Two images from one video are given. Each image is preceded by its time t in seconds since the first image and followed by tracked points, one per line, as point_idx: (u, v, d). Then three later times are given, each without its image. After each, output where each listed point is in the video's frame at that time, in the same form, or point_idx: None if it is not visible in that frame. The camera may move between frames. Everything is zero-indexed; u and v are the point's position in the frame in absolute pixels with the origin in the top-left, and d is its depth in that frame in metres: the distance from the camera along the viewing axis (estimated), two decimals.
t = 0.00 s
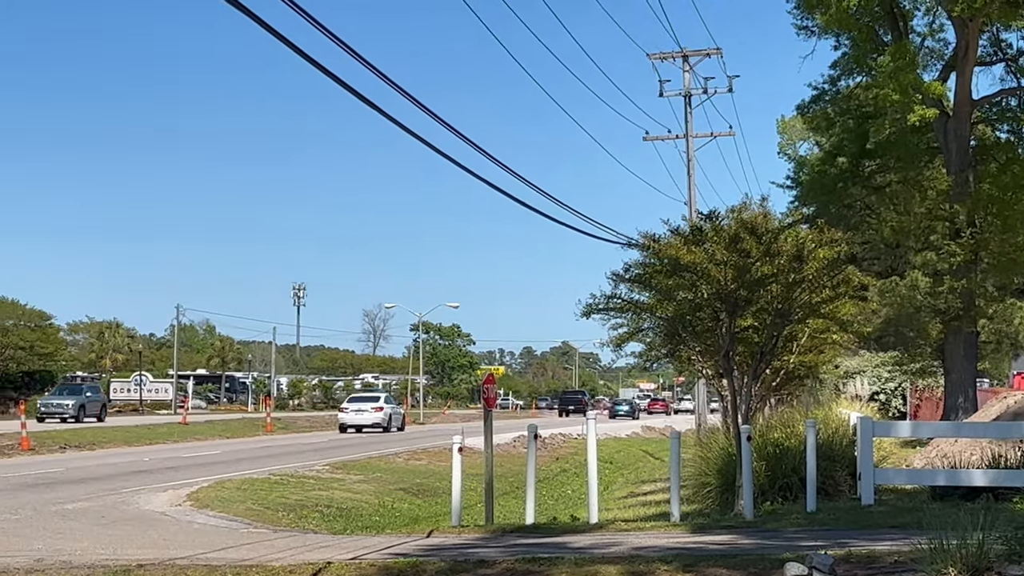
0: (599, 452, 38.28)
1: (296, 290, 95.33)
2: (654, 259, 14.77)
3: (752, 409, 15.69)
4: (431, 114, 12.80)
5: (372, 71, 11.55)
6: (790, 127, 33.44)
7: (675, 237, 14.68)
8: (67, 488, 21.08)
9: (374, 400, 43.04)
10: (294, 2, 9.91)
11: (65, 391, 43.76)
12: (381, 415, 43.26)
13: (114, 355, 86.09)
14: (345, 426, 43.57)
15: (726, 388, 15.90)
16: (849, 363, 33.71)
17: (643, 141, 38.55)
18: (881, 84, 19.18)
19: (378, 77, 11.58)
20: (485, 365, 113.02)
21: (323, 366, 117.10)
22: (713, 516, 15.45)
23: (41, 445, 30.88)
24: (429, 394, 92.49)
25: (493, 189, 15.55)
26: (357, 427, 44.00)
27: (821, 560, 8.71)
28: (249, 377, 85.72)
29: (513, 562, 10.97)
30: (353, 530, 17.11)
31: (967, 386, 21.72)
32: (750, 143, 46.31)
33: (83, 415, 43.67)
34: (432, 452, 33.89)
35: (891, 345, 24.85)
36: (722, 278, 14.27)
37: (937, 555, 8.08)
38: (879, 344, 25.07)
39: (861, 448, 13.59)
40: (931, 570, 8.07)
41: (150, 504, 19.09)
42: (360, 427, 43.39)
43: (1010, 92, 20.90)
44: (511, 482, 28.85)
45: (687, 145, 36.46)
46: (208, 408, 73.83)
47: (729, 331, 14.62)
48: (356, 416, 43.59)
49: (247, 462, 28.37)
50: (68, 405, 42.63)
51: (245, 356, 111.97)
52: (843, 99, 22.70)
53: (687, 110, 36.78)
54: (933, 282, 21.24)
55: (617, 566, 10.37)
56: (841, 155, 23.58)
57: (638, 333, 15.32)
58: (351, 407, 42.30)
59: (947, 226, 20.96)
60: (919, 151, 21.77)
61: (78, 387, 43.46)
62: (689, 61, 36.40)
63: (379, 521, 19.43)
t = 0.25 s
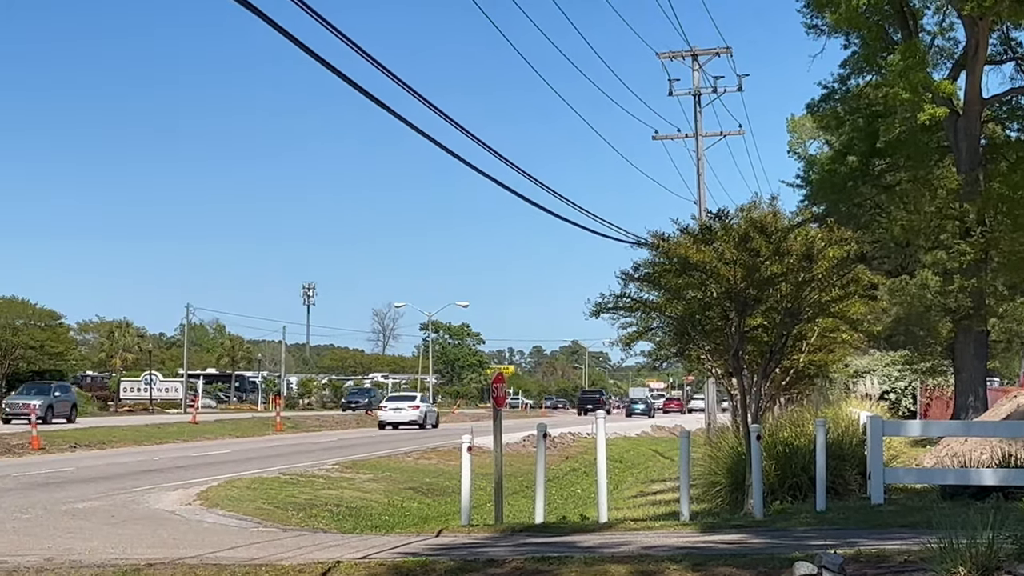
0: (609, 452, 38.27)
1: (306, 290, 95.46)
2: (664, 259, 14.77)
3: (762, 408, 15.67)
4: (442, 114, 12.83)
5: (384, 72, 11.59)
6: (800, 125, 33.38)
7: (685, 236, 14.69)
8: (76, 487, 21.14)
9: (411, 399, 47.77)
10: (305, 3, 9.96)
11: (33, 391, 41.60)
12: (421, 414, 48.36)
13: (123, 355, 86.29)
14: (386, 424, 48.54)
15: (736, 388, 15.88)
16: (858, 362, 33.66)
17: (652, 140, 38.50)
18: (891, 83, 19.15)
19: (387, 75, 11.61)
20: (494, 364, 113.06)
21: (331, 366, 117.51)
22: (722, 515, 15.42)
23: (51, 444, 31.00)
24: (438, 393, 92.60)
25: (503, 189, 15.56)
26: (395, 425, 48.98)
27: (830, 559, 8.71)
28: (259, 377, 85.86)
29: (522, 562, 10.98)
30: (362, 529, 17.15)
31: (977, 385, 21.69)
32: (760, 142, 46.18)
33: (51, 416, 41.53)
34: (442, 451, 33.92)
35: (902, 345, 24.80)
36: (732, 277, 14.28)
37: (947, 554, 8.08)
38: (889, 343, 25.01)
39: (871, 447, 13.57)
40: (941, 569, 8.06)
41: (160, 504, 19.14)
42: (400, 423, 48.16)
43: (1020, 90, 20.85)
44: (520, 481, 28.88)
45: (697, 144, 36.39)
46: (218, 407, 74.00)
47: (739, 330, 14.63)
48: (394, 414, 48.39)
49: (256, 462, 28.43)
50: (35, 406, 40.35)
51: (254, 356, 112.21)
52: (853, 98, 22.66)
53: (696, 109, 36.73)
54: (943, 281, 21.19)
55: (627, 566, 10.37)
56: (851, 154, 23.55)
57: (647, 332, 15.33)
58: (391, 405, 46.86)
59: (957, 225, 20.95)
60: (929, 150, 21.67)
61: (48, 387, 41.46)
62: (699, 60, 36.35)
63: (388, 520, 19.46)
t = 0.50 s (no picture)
0: (612, 450, 38.33)
1: (309, 288, 95.60)
2: (666, 257, 14.77)
3: (764, 406, 15.67)
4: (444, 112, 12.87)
5: (387, 71, 11.64)
6: (802, 123, 33.39)
7: (687, 234, 14.70)
8: (79, 486, 21.19)
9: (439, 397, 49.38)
10: (306, 0, 10.00)
11: None
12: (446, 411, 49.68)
13: (126, 354, 86.40)
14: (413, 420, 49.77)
15: (738, 386, 15.88)
16: (861, 360, 33.69)
17: (655, 138, 38.52)
18: (894, 82, 19.16)
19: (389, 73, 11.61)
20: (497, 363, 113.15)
21: (334, 364, 117.72)
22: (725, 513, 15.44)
23: (55, 442, 31.08)
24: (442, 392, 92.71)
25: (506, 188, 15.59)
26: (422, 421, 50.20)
27: (833, 557, 8.72)
28: (262, 375, 85.95)
29: (524, 560, 11.00)
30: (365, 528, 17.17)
31: (980, 384, 21.71)
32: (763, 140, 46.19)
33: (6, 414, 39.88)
34: (445, 449, 33.98)
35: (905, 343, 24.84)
36: (734, 275, 14.28)
37: (949, 552, 8.08)
38: (892, 342, 25.06)
39: (874, 446, 13.57)
40: (943, 568, 8.05)
41: (163, 502, 19.17)
42: (426, 420, 49.64)
43: None
44: (523, 479, 28.94)
45: (701, 142, 36.39)
46: (221, 406, 74.12)
47: (742, 328, 14.63)
48: (422, 412, 49.64)
49: (259, 460, 28.48)
50: None
51: (258, 354, 112.43)
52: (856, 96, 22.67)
53: (699, 107, 36.73)
54: (946, 279, 21.19)
55: (629, 564, 10.39)
56: (854, 152, 23.56)
57: (650, 330, 15.34)
58: (419, 404, 48.39)
59: (960, 223, 20.81)
60: (932, 148, 21.54)
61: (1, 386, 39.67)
62: (701, 59, 36.35)
63: (390, 518, 19.50)
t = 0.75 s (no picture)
0: (609, 448, 38.36)
1: (306, 287, 95.54)
2: (663, 255, 14.76)
3: (761, 404, 15.66)
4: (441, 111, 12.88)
5: (383, 69, 11.61)
6: (799, 122, 33.40)
7: (684, 233, 14.69)
8: (75, 484, 21.16)
9: (458, 395, 50.96)
10: None
11: None
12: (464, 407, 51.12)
13: (123, 352, 86.35)
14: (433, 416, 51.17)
15: (735, 384, 15.86)
16: (858, 358, 33.73)
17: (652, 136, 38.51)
18: (891, 80, 19.17)
19: (385, 71, 11.56)
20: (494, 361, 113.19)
21: (331, 362, 117.80)
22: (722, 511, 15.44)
23: (51, 440, 31.04)
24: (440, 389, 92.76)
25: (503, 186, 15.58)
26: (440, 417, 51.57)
27: (829, 555, 8.72)
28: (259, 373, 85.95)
29: (520, 558, 10.99)
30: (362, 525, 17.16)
31: (977, 381, 21.74)
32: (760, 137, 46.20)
33: None
34: (442, 447, 33.98)
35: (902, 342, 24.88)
36: (731, 273, 14.29)
37: (945, 550, 8.07)
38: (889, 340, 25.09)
39: (870, 444, 13.57)
40: (939, 565, 8.04)
41: (159, 500, 19.15)
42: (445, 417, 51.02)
43: (1020, 86, 20.82)
44: (521, 477, 28.96)
45: (698, 140, 36.36)
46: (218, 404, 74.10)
47: (738, 326, 14.62)
48: (441, 409, 51.01)
49: (256, 458, 28.46)
50: None
51: (254, 352, 112.34)
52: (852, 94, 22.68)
53: (696, 106, 36.71)
54: (943, 278, 21.21)
55: (626, 562, 10.38)
56: (851, 150, 23.58)
57: (647, 328, 15.33)
58: (439, 401, 49.61)
59: (957, 221, 20.81)
60: (929, 145, 21.48)
61: None
62: (698, 57, 36.33)
63: (387, 516, 19.49)
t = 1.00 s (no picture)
0: (602, 445, 38.41)
1: (300, 284, 95.45)
2: (656, 252, 14.74)
3: (754, 402, 15.65)
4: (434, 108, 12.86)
5: (376, 66, 11.54)
6: (792, 119, 33.45)
7: (677, 230, 14.68)
8: (67, 481, 21.11)
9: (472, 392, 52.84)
10: None
11: None
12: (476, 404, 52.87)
13: (116, 349, 86.21)
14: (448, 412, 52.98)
15: (727, 382, 15.85)
16: (850, 355, 33.78)
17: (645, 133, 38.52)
18: (883, 77, 19.17)
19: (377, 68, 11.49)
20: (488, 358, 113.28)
21: (324, 359, 117.83)
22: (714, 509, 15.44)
23: (43, 438, 30.95)
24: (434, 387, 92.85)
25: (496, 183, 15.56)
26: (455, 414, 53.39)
27: (821, 552, 8.73)
28: (252, 370, 85.90)
29: (512, 555, 10.96)
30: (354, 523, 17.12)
31: (968, 378, 21.80)
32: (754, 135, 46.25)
33: None
34: (435, 444, 33.98)
35: (894, 339, 24.93)
36: (723, 270, 14.29)
37: (936, 547, 8.06)
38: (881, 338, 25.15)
39: (862, 441, 13.57)
40: (930, 562, 8.03)
41: (151, 498, 19.10)
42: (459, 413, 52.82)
43: (1012, 84, 20.84)
44: (513, 474, 28.97)
45: (691, 138, 36.37)
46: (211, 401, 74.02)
47: (731, 323, 14.60)
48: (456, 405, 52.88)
49: (249, 455, 28.43)
50: None
51: (247, 350, 112.20)
52: (845, 91, 22.70)
53: (689, 103, 36.71)
54: (935, 275, 21.24)
55: (618, 559, 10.36)
56: (843, 147, 23.60)
57: (640, 325, 15.32)
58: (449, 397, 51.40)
59: (949, 218, 20.79)
60: (921, 143, 21.63)
61: None
62: (691, 54, 36.32)
63: (380, 513, 19.47)
